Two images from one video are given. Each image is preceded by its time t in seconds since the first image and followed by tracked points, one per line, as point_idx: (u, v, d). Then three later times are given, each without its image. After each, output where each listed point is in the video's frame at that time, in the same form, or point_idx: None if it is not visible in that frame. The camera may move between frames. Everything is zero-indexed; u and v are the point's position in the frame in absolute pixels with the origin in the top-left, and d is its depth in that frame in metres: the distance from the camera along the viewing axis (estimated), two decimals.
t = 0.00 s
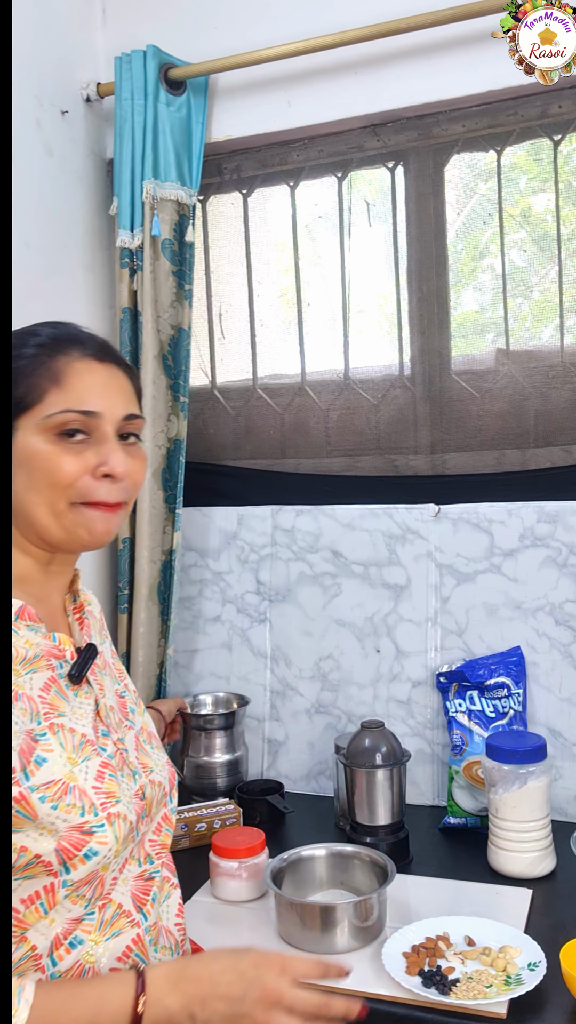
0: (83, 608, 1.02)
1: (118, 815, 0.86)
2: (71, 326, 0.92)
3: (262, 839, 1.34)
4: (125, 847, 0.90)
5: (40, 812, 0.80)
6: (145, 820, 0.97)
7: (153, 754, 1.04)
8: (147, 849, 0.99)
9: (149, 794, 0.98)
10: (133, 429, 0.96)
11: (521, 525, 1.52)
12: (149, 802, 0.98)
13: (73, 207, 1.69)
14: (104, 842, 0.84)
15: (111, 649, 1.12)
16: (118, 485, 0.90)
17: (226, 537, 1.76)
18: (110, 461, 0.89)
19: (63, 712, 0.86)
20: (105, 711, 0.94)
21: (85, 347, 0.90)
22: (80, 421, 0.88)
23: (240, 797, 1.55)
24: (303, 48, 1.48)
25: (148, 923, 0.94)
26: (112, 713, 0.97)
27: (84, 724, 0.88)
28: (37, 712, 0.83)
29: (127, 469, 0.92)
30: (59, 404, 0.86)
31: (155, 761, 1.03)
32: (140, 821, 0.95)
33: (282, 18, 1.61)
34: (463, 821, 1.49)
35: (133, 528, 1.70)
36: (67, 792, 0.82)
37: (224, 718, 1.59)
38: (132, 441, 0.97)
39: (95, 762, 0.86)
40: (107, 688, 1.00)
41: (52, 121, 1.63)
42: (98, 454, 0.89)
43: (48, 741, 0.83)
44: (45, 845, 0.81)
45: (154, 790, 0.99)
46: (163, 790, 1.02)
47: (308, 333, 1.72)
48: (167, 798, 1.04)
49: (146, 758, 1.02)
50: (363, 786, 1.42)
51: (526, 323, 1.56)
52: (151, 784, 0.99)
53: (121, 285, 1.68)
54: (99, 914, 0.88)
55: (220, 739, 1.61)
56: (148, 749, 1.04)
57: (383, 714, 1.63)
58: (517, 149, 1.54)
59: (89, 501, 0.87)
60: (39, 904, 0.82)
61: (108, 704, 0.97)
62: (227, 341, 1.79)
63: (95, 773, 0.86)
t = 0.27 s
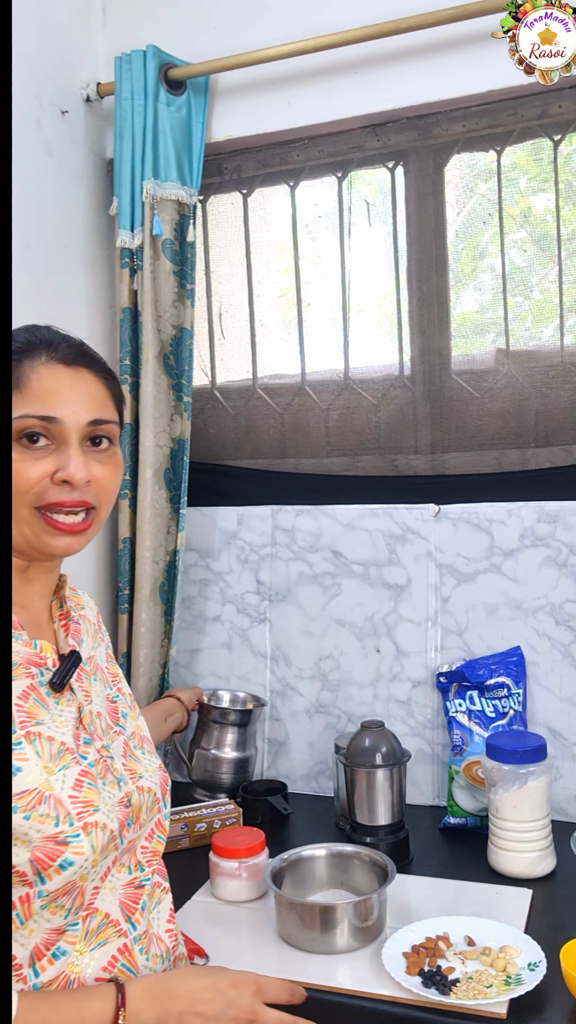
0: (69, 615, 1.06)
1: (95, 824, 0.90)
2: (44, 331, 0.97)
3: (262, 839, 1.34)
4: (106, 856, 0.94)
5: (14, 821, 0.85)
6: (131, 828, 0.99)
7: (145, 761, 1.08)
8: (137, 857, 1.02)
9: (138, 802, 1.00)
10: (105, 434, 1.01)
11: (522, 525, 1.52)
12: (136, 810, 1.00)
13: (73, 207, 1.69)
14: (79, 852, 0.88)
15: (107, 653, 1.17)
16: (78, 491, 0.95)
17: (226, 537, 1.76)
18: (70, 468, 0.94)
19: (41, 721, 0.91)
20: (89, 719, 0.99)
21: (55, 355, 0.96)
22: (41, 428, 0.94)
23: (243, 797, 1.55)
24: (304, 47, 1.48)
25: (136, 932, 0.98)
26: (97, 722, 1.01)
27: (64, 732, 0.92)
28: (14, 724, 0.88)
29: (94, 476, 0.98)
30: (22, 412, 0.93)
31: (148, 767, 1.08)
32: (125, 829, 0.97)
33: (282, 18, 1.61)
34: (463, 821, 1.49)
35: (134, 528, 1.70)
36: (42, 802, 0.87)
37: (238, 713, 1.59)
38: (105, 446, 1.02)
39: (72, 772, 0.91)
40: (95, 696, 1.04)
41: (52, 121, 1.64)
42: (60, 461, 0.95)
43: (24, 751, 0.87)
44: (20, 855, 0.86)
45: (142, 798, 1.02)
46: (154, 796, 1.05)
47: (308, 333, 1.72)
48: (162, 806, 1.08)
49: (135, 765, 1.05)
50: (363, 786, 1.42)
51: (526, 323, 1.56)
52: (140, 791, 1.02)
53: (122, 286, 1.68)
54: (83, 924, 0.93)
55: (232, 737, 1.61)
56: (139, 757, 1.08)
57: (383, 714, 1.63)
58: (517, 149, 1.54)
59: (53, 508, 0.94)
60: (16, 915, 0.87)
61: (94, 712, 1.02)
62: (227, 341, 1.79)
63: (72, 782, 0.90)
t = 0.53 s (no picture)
0: (65, 616, 1.07)
1: (84, 829, 0.91)
2: (37, 332, 0.97)
3: (262, 839, 1.34)
4: (97, 859, 0.95)
5: None
6: (125, 830, 1.00)
7: (143, 764, 1.08)
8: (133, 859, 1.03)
9: (131, 805, 1.01)
10: (98, 437, 1.01)
11: (522, 525, 1.52)
12: (130, 811, 1.01)
13: (73, 207, 1.69)
14: (66, 856, 0.89)
15: (107, 654, 1.17)
16: (65, 497, 0.97)
17: (226, 536, 1.76)
18: (59, 473, 0.96)
19: (32, 724, 0.92)
20: (82, 721, 0.99)
21: (48, 358, 0.96)
22: (31, 434, 0.95)
23: (246, 797, 1.55)
24: (305, 46, 1.48)
25: (128, 936, 0.99)
26: (91, 723, 1.02)
27: (53, 735, 0.93)
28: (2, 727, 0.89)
29: (87, 481, 0.99)
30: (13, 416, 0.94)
31: (146, 769, 1.08)
32: (118, 831, 0.99)
33: (281, 18, 1.61)
34: (464, 821, 1.49)
35: (133, 528, 1.70)
36: (29, 806, 0.88)
37: (237, 713, 1.59)
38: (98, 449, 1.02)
39: (62, 776, 0.92)
40: (91, 698, 1.05)
41: (52, 121, 1.64)
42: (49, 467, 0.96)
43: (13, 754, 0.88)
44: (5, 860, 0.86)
45: (137, 800, 1.03)
46: (150, 799, 1.06)
47: (308, 333, 1.72)
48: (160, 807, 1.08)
49: (131, 768, 1.06)
50: (363, 785, 1.42)
51: (526, 323, 1.56)
52: (134, 794, 1.03)
53: (122, 286, 1.69)
54: (73, 928, 0.94)
55: (233, 738, 1.61)
56: (137, 760, 1.08)
57: (383, 714, 1.63)
58: (518, 148, 1.54)
59: (45, 514, 0.96)
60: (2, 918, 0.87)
61: (89, 715, 1.02)
62: (227, 341, 1.79)
63: (61, 787, 0.91)
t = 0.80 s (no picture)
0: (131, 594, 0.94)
1: (99, 842, 0.78)
2: (65, 287, 0.89)
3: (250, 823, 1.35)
4: (114, 884, 0.79)
5: None
6: (167, 850, 0.83)
7: (217, 775, 0.92)
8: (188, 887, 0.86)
9: (179, 822, 0.85)
10: (141, 392, 0.89)
11: (509, 512, 1.53)
12: (175, 829, 0.84)
13: (61, 194, 1.70)
14: (72, 872, 0.76)
15: (209, 644, 1.02)
16: (106, 460, 0.82)
17: (215, 523, 1.77)
18: (97, 430, 0.81)
19: (65, 714, 0.79)
20: (139, 716, 0.85)
21: (79, 309, 0.87)
22: (66, 391, 0.83)
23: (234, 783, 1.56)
24: (293, 33, 1.48)
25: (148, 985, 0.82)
26: (152, 719, 0.87)
27: (89, 731, 0.80)
28: (21, 713, 0.77)
29: (132, 443, 0.85)
30: (48, 371, 0.83)
31: (221, 780, 0.92)
32: (154, 852, 0.82)
33: (270, 4, 1.61)
34: (451, 807, 1.49)
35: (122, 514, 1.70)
36: (37, 810, 0.75)
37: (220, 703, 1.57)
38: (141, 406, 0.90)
39: (91, 776, 0.79)
40: (162, 693, 0.90)
41: (41, 109, 1.64)
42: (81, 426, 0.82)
43: (31, 746, 0.76)
44: (9, 863, 0.75)
45: (189, 815, 0.86)
46: (213, 815, 0.89)
47: (296, 319, 1.72)
48: (231, 824, 0.91)
49: (192, 779, 0.88)
50: (350, 770, 1.42)
51: (513, 310, 1.56)
52: (186, 808, 0.86)
53: (110, 272, 1.70)
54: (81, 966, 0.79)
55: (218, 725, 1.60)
56: (210, 768, 0.91)
57: (371, 699, 1.64)
58: (506, 135, 1.55)
59: (86, 477, 0.81)
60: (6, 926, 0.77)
61: (152, 709, 0.88)
62: (215, 328, 1.80)
63: (85, 790, 0.78)
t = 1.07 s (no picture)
0: (115, 594, 0.94)
1: (112, 827, 0.73)
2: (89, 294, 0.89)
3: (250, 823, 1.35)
4: (126, 873, 0.74)
5: (15, 812, 0.68)
6: (168, 838, 0.78)
7: (208, 763, 0.87)
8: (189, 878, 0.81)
9: (178, 810, 0.80)
10: (144, 405, 0.88)
11: (509, 512, 1.53)
12: (175, 818, 0.79)
13: (61, 194, 1.70)
14: (89, 856, 0.71)
15: (186, 636, 1.01)
16: (98, 463, 0.81)
17: (215, 523, 1.77)
18: (94, 433, 0.81)
19: (65, 706, 0.74)
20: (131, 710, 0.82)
21: (99, 316, 0.86)
22: (71, 390, 0.82)
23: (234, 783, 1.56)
24: (293, 34, 1.48)
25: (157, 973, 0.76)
26: (144, 712, 0.83)
27: (87, 720, 0.76)
28: (26, 701, 0.72)
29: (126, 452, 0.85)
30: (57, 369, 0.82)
31: (213, 766, 0.87)
32: (156, 840, 0.77)
33: (270, 4, 1.61)
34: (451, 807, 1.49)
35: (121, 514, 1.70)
36: (52, 795, 0.70)
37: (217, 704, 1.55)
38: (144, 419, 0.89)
39: (95, 765, 0.74)
40: (149, 685, 0.87)
41: (41, 109, 1.64)
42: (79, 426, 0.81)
43: (39, 733, 0.71)
44: (23, 852, 0.68)
45: (187, 805, 0.81)
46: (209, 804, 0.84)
47: (296, 319, 1.72)
48: (223, 812, 0.87)
49: (187, 768, 0.84)
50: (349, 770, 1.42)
51: (513, 310, 1.56)
52: (183, 798, 0.81)
53: (110, 272, 1.70)
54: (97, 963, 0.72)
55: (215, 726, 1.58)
56: (203, 758, 0.87)
57: (371, 699, 1.63)
58: (506, 135, 1.55)
59: (68, 477, 0.81)
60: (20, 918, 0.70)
61: (142, 701, 0.84)
62: (215, 328, 1.80)
63: (92, 778, 0.73)
